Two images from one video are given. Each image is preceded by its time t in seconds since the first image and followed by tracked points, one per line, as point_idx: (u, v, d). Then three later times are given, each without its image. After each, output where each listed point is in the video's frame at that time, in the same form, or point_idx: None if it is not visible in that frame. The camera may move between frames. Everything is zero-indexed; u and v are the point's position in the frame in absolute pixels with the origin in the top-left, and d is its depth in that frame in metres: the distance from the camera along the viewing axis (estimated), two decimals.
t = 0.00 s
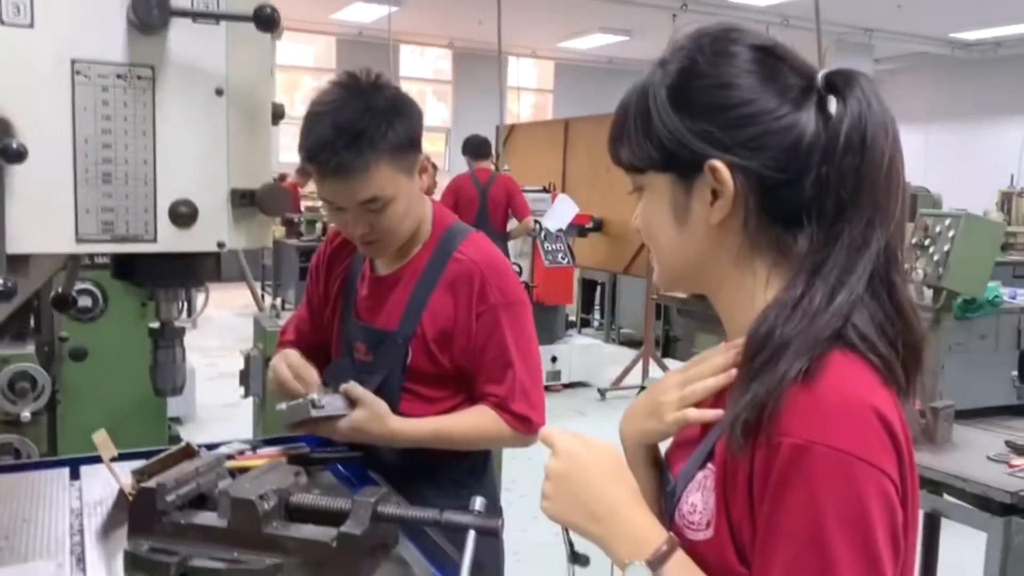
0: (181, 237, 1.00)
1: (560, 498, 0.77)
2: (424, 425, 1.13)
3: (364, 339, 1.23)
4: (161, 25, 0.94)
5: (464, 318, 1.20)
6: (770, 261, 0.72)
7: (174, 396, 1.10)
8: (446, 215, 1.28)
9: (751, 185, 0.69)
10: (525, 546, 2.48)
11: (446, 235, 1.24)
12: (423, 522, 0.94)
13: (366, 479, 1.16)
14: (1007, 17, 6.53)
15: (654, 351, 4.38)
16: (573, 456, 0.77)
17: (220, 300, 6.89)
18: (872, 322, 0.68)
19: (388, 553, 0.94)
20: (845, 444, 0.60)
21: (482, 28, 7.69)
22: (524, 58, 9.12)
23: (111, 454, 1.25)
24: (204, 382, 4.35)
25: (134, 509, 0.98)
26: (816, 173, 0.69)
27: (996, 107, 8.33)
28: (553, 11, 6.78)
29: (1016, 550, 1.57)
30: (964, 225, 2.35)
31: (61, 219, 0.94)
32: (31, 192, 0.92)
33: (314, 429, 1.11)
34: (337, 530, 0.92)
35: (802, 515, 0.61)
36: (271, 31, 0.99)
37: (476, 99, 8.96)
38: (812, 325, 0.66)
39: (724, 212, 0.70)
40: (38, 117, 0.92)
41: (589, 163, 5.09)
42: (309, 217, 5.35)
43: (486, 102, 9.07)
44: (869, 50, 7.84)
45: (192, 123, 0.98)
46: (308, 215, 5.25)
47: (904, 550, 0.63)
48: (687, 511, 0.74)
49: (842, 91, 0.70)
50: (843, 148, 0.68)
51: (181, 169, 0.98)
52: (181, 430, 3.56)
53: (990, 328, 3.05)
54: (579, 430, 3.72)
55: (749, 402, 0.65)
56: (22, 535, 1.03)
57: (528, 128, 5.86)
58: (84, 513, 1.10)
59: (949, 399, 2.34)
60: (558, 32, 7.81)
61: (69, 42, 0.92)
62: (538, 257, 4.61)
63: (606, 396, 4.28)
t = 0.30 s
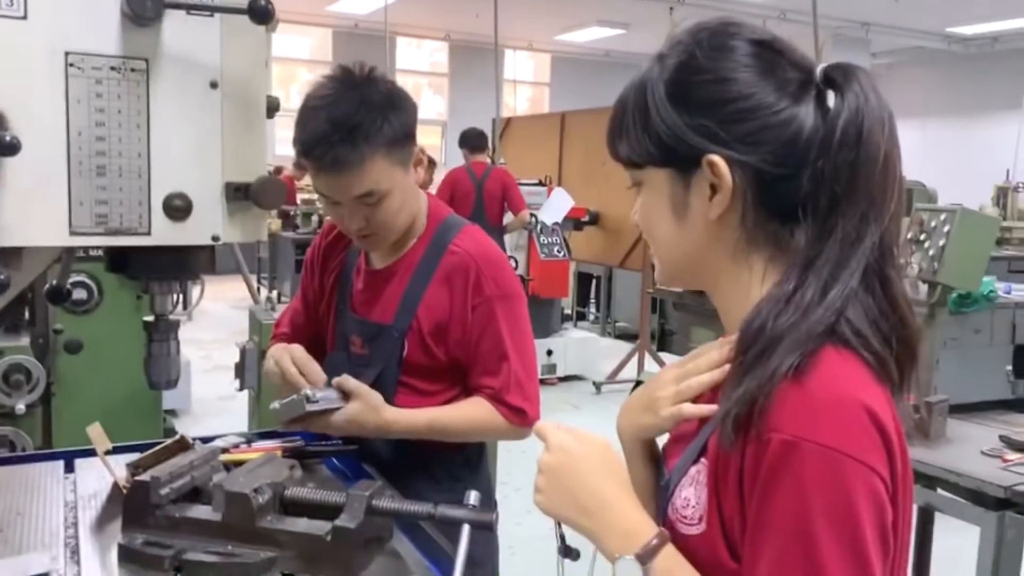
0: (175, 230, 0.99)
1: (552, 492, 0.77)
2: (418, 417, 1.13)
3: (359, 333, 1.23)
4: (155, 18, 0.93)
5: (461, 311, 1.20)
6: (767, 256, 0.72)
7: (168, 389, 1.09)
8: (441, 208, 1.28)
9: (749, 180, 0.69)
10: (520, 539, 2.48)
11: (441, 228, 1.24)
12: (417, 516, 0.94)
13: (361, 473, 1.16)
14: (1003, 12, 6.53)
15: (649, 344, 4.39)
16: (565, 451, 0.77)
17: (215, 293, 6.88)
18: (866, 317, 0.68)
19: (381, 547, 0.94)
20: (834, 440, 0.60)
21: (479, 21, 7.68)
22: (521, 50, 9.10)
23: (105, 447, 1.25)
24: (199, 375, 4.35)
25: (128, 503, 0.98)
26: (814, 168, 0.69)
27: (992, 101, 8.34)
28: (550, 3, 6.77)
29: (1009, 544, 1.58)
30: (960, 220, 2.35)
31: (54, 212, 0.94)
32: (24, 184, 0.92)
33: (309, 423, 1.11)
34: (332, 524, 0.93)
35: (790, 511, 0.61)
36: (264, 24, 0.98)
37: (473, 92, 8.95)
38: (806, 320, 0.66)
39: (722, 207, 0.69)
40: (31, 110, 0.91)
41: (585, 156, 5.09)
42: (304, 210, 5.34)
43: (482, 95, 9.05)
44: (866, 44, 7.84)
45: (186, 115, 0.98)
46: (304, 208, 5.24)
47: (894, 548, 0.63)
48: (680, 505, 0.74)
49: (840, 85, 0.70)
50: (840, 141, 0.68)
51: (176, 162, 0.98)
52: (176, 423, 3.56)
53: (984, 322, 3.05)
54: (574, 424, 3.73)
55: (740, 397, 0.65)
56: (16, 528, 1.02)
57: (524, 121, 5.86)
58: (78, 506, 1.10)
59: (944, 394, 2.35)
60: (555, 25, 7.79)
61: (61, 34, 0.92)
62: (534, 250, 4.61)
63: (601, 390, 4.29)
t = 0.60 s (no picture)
0: (181, 224, 1.00)
1: (563, 495, 0.77)
2: (425, 408, 1.14)
3: (363, 328, 1.23)
4: (162, 11, 0.94)
5: (464, 305, 1.20)
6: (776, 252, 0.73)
7: (174, 383, 1.10)
8: (444, 203, 1.29)
9: (762, 175, 0.69)
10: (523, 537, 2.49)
11: (445, 222, 1.24)
12: (423, 509, 0.95)
13: (365, 466, 1.15)
14: (1006, 10, 6.52)
15: (652, 342, 4.39)
16: (573, 453, 0.77)
17: (218, 291, 6.88)
18: (878, 316, 0.68)
19: (386, 541, 0.95)
20: (847, 438, 0.60)
21: (481, 19, 7.67)
22: (523, 48, 9.10)
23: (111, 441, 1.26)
24: (202, 373, 4.35)
25: (135, 496, 0.98)
26: (828, 164, 0.69)
27: (995, 99, 8.33)
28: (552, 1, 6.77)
29: (1013, 541, 1.58)
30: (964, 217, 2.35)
31: (61, 205, 0.94)
32: (31, 177, 0.92)
33: (312, 419, 1.10)
34: (338, 517, 0.93)
35: (803, 507, 0.61)
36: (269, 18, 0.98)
37: (475, 91, 8.94)
38: (819, 318, 0.66)
39: (732, 200, 0.70)
40: (38, 102, 0.91)
41: (588, 154, 5.09)
42: (307, 207, 5.34)
43: (484, 93, 9.04)
44: (869, 42, 7.83)
45: (193, 108, 0.98)
46: (307, 206, 5.24)
47: (906, 546, 0.63)
48: (687, 501, 0.74)
49: (855, 80, 0.70)
50: (856, 138, 0.68)
51: (182, 156, 0.98)
52: (180, 420, 3.56)
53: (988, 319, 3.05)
54: (576, 421, 3.73)
55: (754, 393, 0.66)
56: (23, 521, 1.03)
57: (526, 119, 5.86)
58: (85, 500, 1.10)
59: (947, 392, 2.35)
60: (557, 23, 7.79)
61: (69, 27, 0.92)
62: (536, 248, 4.61)
63: (603, 388, 4.29)
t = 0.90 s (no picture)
0: (194, 222, 1.00)
1: (583, 492, 0.78)
2: (436, 402, 1.14)
3: (370, 325, 1.24)
4: (175, 11, 0.95)
5: (472, 299, 1.21)
6: (796, 253, 0.73)
7: (187, 379, 1.10)
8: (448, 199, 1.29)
9: (784, 176, 0.69)
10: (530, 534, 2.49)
11: (450, 218, 1.25)
12: (434, 505, 0.95)
13: (375, 463, 1.16)
14: (1012, 7, 6.51)
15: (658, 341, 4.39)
16: (591, 451, 0.79)
17: (224, 291, 6.90)
18: (903, 315, 0.69)
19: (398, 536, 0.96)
20: (874, 438, 0.60)
21: (485, 18, 7.67)
22: (527, 48, 9.10)
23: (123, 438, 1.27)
24: (208, 372, 4.36)
25: (148, 491, 0.99)
26: (850, 164, 0.69)
27: (1000, 97, 8.31)
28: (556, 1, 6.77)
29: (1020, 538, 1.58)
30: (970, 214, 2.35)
31: (76, 204, 0.95)
32: (45, 176, 0.93)
33: (324, 421, 1.11)
34: (350, 513, 0.93)
35: (830, 506, 0.61)
36: (282, 17, 0.98)
37: (479, 90, 8.95)
38: (847, 318, 0.67)
39: (754, 204, 0.70)
40: (53, 102, 0.92)
41: (592, 153, 5.09)
42: (313, 207, 5.35)
43: (489, 92, 9.05)
44: (874, 40, 7.83)
45: (205, 107, 0.99)
46: (312, 205, 5.26)
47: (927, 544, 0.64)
48: (705, 497, 0.74)
49: (874, 78, 0.70)
50: (879, 138, 0.69)
51: (195, 154, 0.99)
52: (187, 419, 3.58)
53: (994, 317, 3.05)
54: (582, 419, 3.73)
55: (781, 392, 0.66)
56: (38, 516, 1.04)
57: (531, 118, 5.86)
58: (98, 496, 1.11)
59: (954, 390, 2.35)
60: (560, 22, 7.79)
61: (83, 27, 0.93)
62: (541, 247, 4.62)
63: (609, 386, 4.29)
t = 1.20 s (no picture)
0: (200, 224, 1.01)
1: (583, 477, 0.78)
2: (444, 404, 1.15)
3: (379, 325, 1.24)
4: (180, 14, 0.95)
5: (481, 299, 1.21)
6: (801, 250, 0.73)
7: (193, 381, 1.11)
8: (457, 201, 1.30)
9: (790, 173, 0.69)
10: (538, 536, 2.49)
11: (460, 219, 1.25)
12: (440, 505, 0.95)
13: (380, 464, 1.16)
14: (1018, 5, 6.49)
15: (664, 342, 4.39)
16: (594, 440, 0.78)
17: (230, 294, 6.92)
18: (907, 312, 0.69)
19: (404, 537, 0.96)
20: (874, 438, 0.60)
21: (489, 20, 7.67)
22: (531, 50, 9.11)
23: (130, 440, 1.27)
24: (215, 375, 4.37)
25: (155, 492, 0.99)
26: (855, 160, 0.69)
27: (1007, 95, 8.29)
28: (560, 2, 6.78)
29: None
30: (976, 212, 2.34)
31: (82, 207, 0.95)
32: (52, 179, 0.93)
33: (334, 420, 1.11)
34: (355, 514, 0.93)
35: (829, 505, 0.61)
36: (286, 19, 0.99)
37: (484, 92, 8.96)
38: (849, 316, 0.67)
39: (760, 201, 0.70)
40: (58, 105, 0.93)
41: (596, 154, 5.09)
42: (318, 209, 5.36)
43: (493, 94, 9.06)
44: (879, 39, 7.81)
45: (210, 110, 1.00)
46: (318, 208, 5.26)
47: (928, 546, 0.64)
48: (708, 495, 0.74)
49: (881, 72, 0.70)
50: (884, 133, 0.69)
51: (199, 156, 1.00)
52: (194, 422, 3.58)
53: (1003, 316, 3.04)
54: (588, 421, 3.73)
55: (782, 391, 0.66)
56: (45, 518, 1.04)
57: (535, 119, 5.86)
58: (105, 498, 1.12)
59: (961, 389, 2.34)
60: (565, 24, 7.79)
61: (89, 31, 0.94)
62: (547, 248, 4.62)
63: (615, 388, 4.29)
